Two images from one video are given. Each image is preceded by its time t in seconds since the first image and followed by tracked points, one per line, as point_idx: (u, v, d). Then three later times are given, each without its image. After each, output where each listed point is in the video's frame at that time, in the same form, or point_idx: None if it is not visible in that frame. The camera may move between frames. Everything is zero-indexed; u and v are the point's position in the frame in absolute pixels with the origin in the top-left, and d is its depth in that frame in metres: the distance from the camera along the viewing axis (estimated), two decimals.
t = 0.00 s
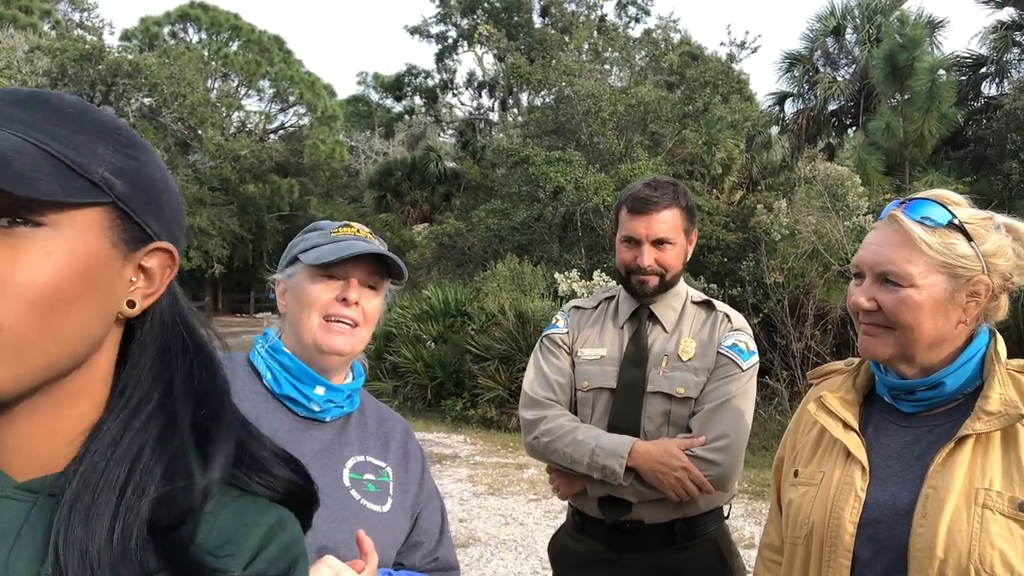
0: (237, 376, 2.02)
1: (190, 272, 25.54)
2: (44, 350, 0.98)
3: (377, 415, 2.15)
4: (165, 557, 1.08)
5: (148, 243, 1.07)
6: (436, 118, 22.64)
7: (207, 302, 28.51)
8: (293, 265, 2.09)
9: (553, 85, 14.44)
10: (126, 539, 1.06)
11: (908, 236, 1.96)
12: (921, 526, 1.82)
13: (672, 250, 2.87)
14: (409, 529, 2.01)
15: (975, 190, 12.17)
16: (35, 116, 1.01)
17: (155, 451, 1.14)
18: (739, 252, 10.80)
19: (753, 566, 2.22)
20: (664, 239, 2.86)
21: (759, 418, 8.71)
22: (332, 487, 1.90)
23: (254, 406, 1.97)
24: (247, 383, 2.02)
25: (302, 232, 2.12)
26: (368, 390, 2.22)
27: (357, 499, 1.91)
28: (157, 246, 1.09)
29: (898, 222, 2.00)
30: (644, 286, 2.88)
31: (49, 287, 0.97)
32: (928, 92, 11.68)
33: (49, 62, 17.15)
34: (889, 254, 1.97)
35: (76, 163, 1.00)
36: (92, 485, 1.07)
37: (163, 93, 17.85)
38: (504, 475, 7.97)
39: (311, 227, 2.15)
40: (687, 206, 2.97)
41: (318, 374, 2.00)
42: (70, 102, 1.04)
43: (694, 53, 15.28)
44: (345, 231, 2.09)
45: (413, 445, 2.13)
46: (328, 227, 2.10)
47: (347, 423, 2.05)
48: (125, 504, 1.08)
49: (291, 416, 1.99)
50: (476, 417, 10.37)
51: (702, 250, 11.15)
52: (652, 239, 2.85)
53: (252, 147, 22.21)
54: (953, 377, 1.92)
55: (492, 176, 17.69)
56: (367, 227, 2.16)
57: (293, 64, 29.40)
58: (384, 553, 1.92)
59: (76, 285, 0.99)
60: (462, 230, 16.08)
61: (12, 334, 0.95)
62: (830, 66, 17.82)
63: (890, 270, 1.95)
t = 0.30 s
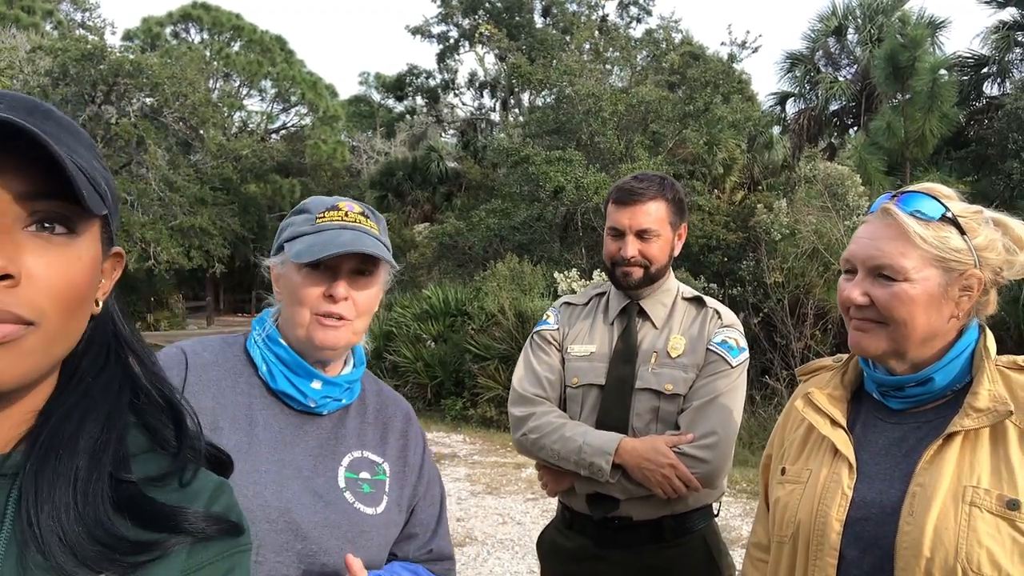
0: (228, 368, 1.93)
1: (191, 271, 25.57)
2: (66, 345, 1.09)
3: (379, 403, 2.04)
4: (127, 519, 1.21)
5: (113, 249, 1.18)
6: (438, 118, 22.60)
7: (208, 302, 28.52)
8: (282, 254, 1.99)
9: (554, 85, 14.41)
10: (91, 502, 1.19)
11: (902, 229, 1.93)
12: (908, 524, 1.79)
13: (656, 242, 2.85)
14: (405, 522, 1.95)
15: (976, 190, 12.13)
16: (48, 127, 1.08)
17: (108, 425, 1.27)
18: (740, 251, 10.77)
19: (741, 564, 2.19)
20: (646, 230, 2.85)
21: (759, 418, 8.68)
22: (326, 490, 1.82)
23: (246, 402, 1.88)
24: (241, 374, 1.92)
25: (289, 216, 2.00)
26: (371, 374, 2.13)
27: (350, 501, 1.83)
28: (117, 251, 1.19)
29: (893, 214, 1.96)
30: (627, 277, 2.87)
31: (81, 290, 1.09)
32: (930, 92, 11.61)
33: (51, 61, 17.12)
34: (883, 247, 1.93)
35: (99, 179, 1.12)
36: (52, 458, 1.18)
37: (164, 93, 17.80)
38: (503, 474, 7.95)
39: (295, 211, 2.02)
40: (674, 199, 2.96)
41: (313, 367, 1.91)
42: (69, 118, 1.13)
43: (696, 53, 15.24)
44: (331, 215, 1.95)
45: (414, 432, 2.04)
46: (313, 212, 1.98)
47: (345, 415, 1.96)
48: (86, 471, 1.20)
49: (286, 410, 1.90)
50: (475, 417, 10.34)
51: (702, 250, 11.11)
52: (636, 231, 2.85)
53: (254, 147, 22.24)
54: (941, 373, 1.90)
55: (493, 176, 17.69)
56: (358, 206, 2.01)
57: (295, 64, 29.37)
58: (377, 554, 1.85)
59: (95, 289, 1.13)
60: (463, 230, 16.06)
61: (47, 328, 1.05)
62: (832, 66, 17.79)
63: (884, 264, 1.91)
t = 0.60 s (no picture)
0: (262, 369, 1.93)
1: (195, 271, 25.64)
2: (98, 343, 1.18)
3: (414, 397, 2.05)
4: (130, 508, 1.25)
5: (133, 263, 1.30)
6: (442, 118, 22.61)
7: (212, 302, 28.58)
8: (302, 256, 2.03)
9: (558, 86, 14.42)
10: (96, 492, 1.23)
11: (924, 224, 1.92)
12: (918, 521, 1.80)
13: (667, 240, 2.87)
14: (443, 512, 1.99)
15: (982, 191, 12.10)
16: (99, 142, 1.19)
17: (117, 426, 1.32)
18: (745, 252, 10.76)
19: (749, 563, 2.20)
20: (656, 228, 2.88)
21: (763, 419, 8.68)
22: (360, 494, 1.83)
23: (280, 406, 1.89)
24: (275, 377, 1.93)
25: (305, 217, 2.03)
26: (406, 365, 2.15)
27: (383, 502, 1.85)
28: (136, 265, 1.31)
29: (914, 211, 1.93)
30: (638, 275, 2.89)
31: (116, 293, 1.19)
32: (936, 94, 11.41)
33: (57, 61, 17.17)
34: (905, 244, 1.92)
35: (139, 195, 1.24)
36: (64, 452, 1.22)
37: (170, 94, 17.83)
38: (507, 475, 7.95)
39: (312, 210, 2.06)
40: (683, 196, 2.98)
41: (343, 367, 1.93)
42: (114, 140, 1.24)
43: (700, 54, 15.24)
44: (341, 210, 1.99)
45: (450, 422, 2.06)
46: (326, 208, 2.00)
47: (379, 412, 1.97)
48: (93, 465, 1.25)
49: (320, 410, 1.91)
50: (479, 417, 10.35)
51: (707, 251, 11.11)
52: (647, 228, 2.88)
53: (259, 147, 22.31)
54: (953, 370, 1.90)
55: (498, 177, 17.71)
56: (369, 200, 2.04)
57: (300, 65, 29.43)
58: (411, 551, 1.88)
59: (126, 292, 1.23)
60: (467, 231, 16.08)
61: (87, 325, 1.14)
62: (837, 67, 17.75)
63: (911, 262, 1.90)
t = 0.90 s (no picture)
0: (285, 369, 1.95)
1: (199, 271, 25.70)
2: (103, 348, 1.18)
3: (436, 402, 2.04)
4: (137, 509, 1.26)
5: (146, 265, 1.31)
6: (445, 118, 22.58)
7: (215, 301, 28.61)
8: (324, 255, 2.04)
9: (562, 85, 14.43)
10: (102, 495, 1.24)
11: (953, 218, 1.90)
12: (932, 522, 1.79)
13: (677, 239, 2.86)
14: (466, 516, 2.00)
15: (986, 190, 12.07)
16: (104, 146, 1.19)
17: (124, 432, 1.32)
18: (748, 252, 10.75)
19: (757, 562, 2.20)
20: (667, 226, 2.87)
21: (768, 419, 8.67)
22: (377, 496, 1.83)
23: (300, 407, 1.90)
24: (299, 376, 1.94)
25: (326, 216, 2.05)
26: (428, 365, 2.15)
27: (399, 507, 1.84)
28: (149, 266, 1.31)
29: (943, 206, 1.91)
30: (648, 274, 2.89)
31: (123, 297, 1.19)
32: (940, 91, 11.47)
33: (61, 61, 17.17)
34: (939, 239, 1.89)
35: (144, 197, 1.23)
36: (69, 457, 1.22)
37: (173, 94, 17.85)
38: (511, 474, 7.94)
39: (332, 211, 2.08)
40: (694, 195, 2.98)
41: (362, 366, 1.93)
42: (121, 143, 1.24)
43: (703, 53, 15.25)
44: (361, 207, 2.00)
45: (473, 426, 2.04)
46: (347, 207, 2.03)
47: (400, 414, 1.97)
48: (99, 469, 1.26)
49: (340, 412, 1.91)
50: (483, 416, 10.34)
51: (711, 250, 11.09)
52: (656, 227, 2.88)
53: (262, 146, 22.36)
54: (965, 368, 1.89)
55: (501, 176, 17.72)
56: (387, 197, 2.06)
57: (303, 64, 29.44)
58: (426, 555, 1.88)
59: (133, 296, 1.23)
60: (471, 230, 16.09)
61: (91, 330, 1.14)
62: (841, 65, 17.72)
63: (947, 256, 1.88)
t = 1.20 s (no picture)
0: (294, 369, 1.95)
1: (202, 271, 25.76)
2: (128, 354, 1.19)
3: (443, 388, 2.05)
4: (160, 511, 1.28)
5: (170, 270, 1.32)
6: (447, 118, 22.56)
7: (217, 301, 28.65)
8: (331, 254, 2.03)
9: (564, 85, 14.45)
10: (125, 498, 1.25)
11: (964, 221, 1.90)
12: (938, 525, 1.79)
13: (682, 241, 2.87)
14: (480, 499, 2.01)
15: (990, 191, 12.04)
16: (128, 153, 1.19)
17: (148, 435, 1.34)
18: (751, 252, 10.76)
19: (762, 565, 2.20)
20: (672, 227, 2.88)
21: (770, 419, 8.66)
22: (391, 476, 1.84)
23: (311, 399, 1.91)
24: (307, 374, 1.94)
25: (332, 218, 2.05)
26: (431, 358, 2.15)
27: (415, 486, 1.85)
28: (173, 271, 1.33)
29: (954, 209, 1.91)
30: (653, 275, 2.89)
31: (147, 302, 1.21)
32: (943, 92, 11.46)
33: (63, 62, 17.20)
34: (949, 243, 1.89)
35: (166, 205, 1.23)
36: (94, 459, 1.23)
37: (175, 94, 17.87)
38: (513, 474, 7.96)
39: (337, 213, 2.08)
40: (700, 198, 2.99)
41: (371, 358, 1.94)
42: (143, 150, 1.24)
43: (706, 53, 15.25)
44: (368, 208, 2.00)
45: (480, 411, 2.06)
46: (353, 209, 2.03)
47: (409, 401, 1.98)
48: (123, 473, 1.27)
49: (351, 400, 1.92)
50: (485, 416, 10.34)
51: (713, 250, 11.08)
52: (662, 229, 2.88)
53: (264, 147, 22.41)
54: (972, 372, 1.90)
55: (503, 176, 17.73)
56: (392, 199, 2.06)
57: (305, 64, 29.47)
58: (445, 532, 1.90)
59: (156, 301, 1.24)
60: (473, 230, 16.10)
61: (116, 335, 1.15)
62: (843, 65, 17.70)
63: (957, 260, 1.87)
